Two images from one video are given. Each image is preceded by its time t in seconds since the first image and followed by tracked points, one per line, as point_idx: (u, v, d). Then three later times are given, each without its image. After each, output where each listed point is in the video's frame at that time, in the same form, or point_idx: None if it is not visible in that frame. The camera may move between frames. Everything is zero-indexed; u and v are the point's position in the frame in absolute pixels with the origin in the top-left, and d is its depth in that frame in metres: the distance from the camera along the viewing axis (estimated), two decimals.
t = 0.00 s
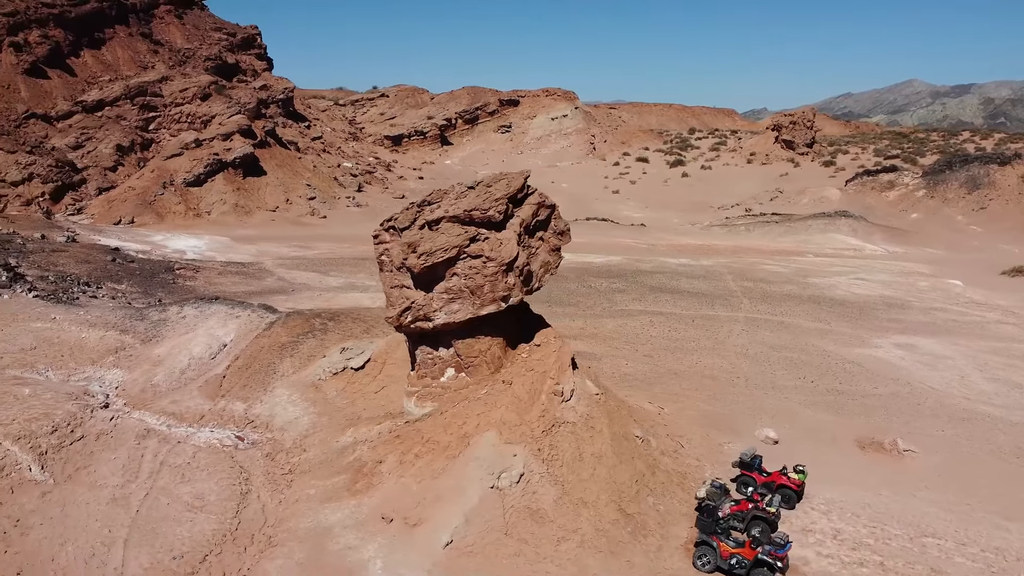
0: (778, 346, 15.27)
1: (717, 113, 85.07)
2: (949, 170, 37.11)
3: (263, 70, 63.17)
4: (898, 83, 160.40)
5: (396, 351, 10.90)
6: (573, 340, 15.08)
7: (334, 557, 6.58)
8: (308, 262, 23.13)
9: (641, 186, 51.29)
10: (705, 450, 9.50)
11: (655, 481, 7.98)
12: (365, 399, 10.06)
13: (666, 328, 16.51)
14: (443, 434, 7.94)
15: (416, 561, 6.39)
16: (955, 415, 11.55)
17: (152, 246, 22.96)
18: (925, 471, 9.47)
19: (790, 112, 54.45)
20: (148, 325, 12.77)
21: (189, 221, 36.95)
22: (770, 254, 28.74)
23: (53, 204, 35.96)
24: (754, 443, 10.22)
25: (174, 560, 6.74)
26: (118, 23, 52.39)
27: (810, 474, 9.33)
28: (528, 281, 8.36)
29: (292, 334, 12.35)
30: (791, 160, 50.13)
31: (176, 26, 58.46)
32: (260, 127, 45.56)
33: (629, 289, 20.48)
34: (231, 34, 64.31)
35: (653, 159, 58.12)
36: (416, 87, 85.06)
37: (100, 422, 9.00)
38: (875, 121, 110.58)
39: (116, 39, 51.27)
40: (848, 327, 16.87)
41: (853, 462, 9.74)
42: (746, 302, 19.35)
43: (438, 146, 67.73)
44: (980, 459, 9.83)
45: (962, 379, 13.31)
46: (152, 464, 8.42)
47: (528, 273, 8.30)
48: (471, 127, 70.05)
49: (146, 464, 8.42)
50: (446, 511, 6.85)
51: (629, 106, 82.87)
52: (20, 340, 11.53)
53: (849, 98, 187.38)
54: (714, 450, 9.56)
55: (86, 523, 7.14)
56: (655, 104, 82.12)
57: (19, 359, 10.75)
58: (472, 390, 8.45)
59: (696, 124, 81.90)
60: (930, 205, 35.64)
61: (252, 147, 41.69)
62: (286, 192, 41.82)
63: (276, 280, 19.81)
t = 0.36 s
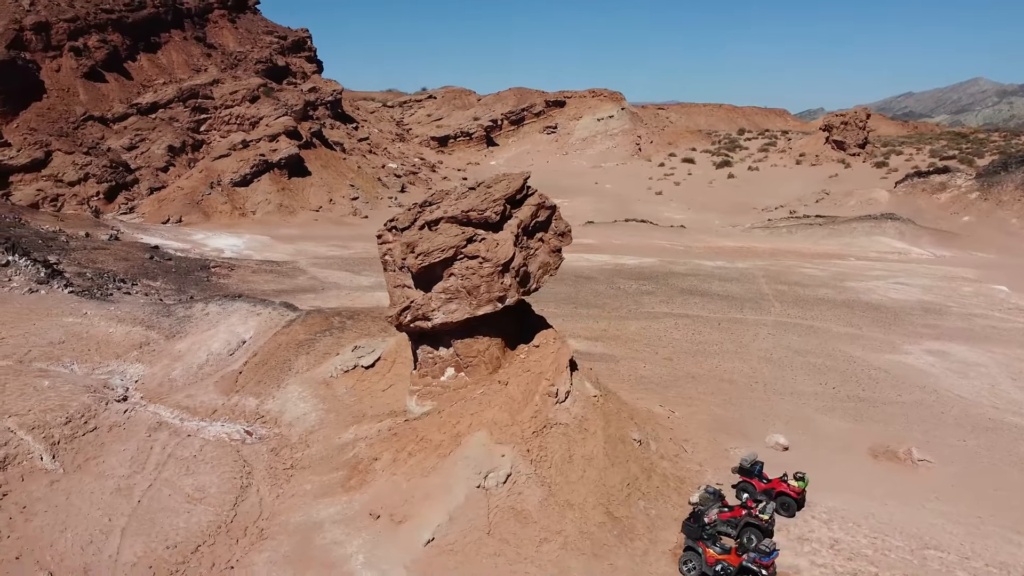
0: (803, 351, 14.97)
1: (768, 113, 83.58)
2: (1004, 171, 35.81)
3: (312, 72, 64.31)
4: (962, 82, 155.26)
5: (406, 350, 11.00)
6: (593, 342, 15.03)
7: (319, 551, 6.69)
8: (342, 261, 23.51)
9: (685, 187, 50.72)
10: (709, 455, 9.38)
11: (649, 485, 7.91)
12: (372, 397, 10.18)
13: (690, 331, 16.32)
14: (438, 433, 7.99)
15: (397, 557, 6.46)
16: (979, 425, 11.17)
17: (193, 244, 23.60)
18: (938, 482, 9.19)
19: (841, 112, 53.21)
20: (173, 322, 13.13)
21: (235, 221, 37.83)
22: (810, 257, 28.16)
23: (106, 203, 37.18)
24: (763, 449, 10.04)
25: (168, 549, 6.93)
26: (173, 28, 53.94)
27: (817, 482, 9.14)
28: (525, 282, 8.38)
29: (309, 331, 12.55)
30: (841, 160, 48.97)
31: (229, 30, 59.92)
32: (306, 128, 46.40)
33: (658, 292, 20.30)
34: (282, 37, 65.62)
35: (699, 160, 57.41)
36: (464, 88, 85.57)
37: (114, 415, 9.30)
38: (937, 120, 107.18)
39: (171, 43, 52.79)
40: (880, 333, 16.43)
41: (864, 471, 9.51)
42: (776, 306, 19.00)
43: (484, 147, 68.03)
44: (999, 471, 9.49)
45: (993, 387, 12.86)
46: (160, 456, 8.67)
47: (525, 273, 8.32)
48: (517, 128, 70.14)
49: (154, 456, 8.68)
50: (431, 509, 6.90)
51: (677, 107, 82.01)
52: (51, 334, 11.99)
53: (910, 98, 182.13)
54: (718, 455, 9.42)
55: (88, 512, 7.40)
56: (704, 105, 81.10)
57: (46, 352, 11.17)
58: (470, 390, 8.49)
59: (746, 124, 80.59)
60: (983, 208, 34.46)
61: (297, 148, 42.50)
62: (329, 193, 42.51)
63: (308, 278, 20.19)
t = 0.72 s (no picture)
0: (829, 357, 14.64)
1: (822, 114, 81.74)
2: None
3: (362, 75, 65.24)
4: None
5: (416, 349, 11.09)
6: (614, 345, 14.94)
7: (305, 546, 6.82)
8: (375, 262, 23.81)
9: (731, 189, 49.95)
10: (714, 461, 9.24)
11: (642, 490, 7.83)
12: (380, 395, 10.29)
13: (715, 336, 16.09)
14: (432, 433, 8.05)
15: (378, 555, 6.54)
16: (1006, 436, 10.75)
17: (233, 244, 24.17)
18: (952, 494, 8.88)
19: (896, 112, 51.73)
20: (199, 320, 13.49)
21: (279, 221, 38.62)
22: (854, 261, 27.46)
23: (158, 203, 38.33)
24: (773, 457, 9.84)
25: (163, 540, 7.14)
26: (227, 32, 55.32)
27: (823, 491, 8.93)
28: (523, 284, 8.37)
29: (327, 330, 12.75)
30: (894, 162, 47.61)
31: (282, 35, 61.20)
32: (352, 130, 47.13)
33: (688, 295, 20.07)
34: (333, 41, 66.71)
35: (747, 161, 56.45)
36: (512, 90, 85.75)
37: (129, 409, 9.60)
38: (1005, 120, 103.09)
39: (225, 47, 54.13)
40: (914, 340, 15.94)
41: (876, 481, 9.24)
42: (808, 311, 18.62)
43: (531, 149, 68.10)
44: (1019, 485, 9.12)
45: None
46: (169, 449, 8.93)
47: (523, 275, 8.32)
48: (564, 129, 69.97)
49: (163, 450, 8.93)
50: (416, 508, 6.97)
51: (728, 108, 80.80)
52: (82, 330, 12.44)
53: (977, 97, 176.03)
54: (724, 461, 9.28)
55: (93, 502, 7.66)
56: (755, 105, 79.73)
57: (74, 347, 11.59)
58: (468, 391, 8.52)
59: (799, 125, 78.90)
60: None
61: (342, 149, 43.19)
62: (373, 194, 43.08)
63: (340, 278, 20.50)
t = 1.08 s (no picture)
0: (857, 364, 14.27)
1: (879, 113, 79.56)
2: None
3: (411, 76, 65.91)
4: None
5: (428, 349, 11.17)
6: (635, 348, 14.84)
7: (293, 539, 6.95)
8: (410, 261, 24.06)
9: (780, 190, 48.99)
10: (718, 466, 9.10)
11: (635, 493, 7.77)
12: (389, 393, 10.40)
13: (742, 340, 15.83)
14: (428, 432, 8.12)
15: (359, 551, 6.64)
16: None
17: (272, 243, 24.69)
18: (965, 506, 8.58)
19: (955, 111, 50.03)
20: (225, 317, 13.83)
21: (324, 220, 39.29)
22: (899, 265, 26.68)
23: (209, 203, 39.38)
24: (781, 464, 9.65)
25: (160, 530, 7.36)
26: (279, 36, 56.52)
27: (828, 500, 8.73)
28: (520, 285, 8.37)
29: (346, 328, 12.92)
30: (952, 163, 46.03)
31: (333, 38, 62.25)
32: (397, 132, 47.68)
33: (719, 298, 19.80)
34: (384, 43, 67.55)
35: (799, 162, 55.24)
36: (560, 91, 85.61)
37: (145, 402, 9.91)
38: None
39: (278, 50, 55.26)
40: (950, 347, 15.44)
41: (886, 491, 8.99)
42: (842, 315, 18.19)
43: (578, 150, 67.81)
44: None
45: None
46: (179, 442, 9.19)
47: (520, 275, 8.32)
48: (612, 130, 69.48)
49: (173, 442, 9.20)
50: (402, 506, 7.06)
51: (780, 108, 79.29)
52: (113, 325, 12.91)
53: None
54: (728, 466, 9.14)
55: (99, 491, 7.95)
56: (809, 105, 78.05)
57: (102, 341, 12.01)
58: (466, 391, 8.58)
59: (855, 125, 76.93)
60: None
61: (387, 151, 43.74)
62: (417, 194, 43.50)
63: (372, 277, 20.76)
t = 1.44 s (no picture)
0: (886, 371, 13.86)
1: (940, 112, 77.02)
2: None
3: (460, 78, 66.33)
4: None
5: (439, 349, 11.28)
6: (657, 351, 14.70)
7: (281, 534, 7.09)
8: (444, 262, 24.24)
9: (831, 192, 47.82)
10: (721, 472, 8.95)
11: (626, 498, 7.71)
12: (397, 391, 10.51)
13: (769, 345, 15.53)
14: (423, 432, 8.20)
15: (342, 547, 6.74)
16: None
17: (310, 243, 25.15)
18: (977, 520, 8.27)
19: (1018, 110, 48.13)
20: (250, 314, 14.14)
21: (368, 221, 39.80)
22: (948, 270, 25.79)
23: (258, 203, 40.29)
24: (788, 472, 9.45)
25: (159, 520, 7.59)
26: (331, 39, 57.49)
27: (832, 509, 8.52)
28: (517, 287, 8.37)
29: (365, 327, 13.08)
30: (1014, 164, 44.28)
31: (383, 40, 63.06)
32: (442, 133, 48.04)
33: (751, 302, 19.46)
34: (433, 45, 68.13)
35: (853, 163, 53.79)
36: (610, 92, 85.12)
37: (161, 396, 10.21)
38: None
39: (329, 53, 56.19)
40: (988, 355, 14.87)
41: (895, 503, 8.72)
42: (878, 321, 17.69)
43: (626, 150, 67.27)
44: None
45: None
46: (189, 436, 9.45)
47: (516, 277, 8.33)
48: (661, 131, 68.69)
49: (184, 436, 9.47)
50: (388, 504, 7.15)
51: (836, 108, 77.40)
52: (142, 321, 13.34)
53: None
54: (731, 472, 8.99)
55: (107, 481, 8.23)
56: (866, 105, 76.00)
57: (129, 337, 12.40)
58: (464, 391, 8.63)
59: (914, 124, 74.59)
60: None
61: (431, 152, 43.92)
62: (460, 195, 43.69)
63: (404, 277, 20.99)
